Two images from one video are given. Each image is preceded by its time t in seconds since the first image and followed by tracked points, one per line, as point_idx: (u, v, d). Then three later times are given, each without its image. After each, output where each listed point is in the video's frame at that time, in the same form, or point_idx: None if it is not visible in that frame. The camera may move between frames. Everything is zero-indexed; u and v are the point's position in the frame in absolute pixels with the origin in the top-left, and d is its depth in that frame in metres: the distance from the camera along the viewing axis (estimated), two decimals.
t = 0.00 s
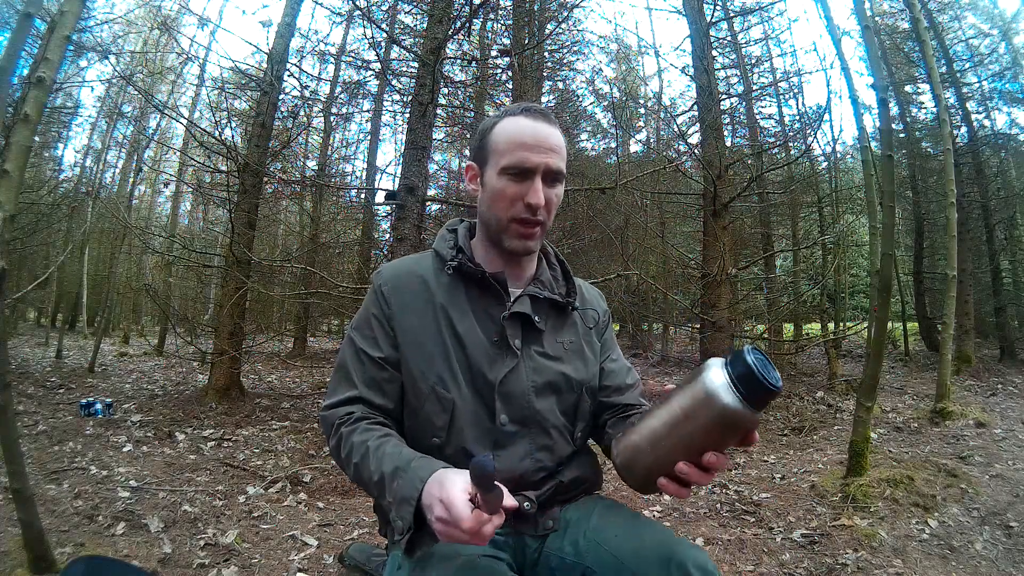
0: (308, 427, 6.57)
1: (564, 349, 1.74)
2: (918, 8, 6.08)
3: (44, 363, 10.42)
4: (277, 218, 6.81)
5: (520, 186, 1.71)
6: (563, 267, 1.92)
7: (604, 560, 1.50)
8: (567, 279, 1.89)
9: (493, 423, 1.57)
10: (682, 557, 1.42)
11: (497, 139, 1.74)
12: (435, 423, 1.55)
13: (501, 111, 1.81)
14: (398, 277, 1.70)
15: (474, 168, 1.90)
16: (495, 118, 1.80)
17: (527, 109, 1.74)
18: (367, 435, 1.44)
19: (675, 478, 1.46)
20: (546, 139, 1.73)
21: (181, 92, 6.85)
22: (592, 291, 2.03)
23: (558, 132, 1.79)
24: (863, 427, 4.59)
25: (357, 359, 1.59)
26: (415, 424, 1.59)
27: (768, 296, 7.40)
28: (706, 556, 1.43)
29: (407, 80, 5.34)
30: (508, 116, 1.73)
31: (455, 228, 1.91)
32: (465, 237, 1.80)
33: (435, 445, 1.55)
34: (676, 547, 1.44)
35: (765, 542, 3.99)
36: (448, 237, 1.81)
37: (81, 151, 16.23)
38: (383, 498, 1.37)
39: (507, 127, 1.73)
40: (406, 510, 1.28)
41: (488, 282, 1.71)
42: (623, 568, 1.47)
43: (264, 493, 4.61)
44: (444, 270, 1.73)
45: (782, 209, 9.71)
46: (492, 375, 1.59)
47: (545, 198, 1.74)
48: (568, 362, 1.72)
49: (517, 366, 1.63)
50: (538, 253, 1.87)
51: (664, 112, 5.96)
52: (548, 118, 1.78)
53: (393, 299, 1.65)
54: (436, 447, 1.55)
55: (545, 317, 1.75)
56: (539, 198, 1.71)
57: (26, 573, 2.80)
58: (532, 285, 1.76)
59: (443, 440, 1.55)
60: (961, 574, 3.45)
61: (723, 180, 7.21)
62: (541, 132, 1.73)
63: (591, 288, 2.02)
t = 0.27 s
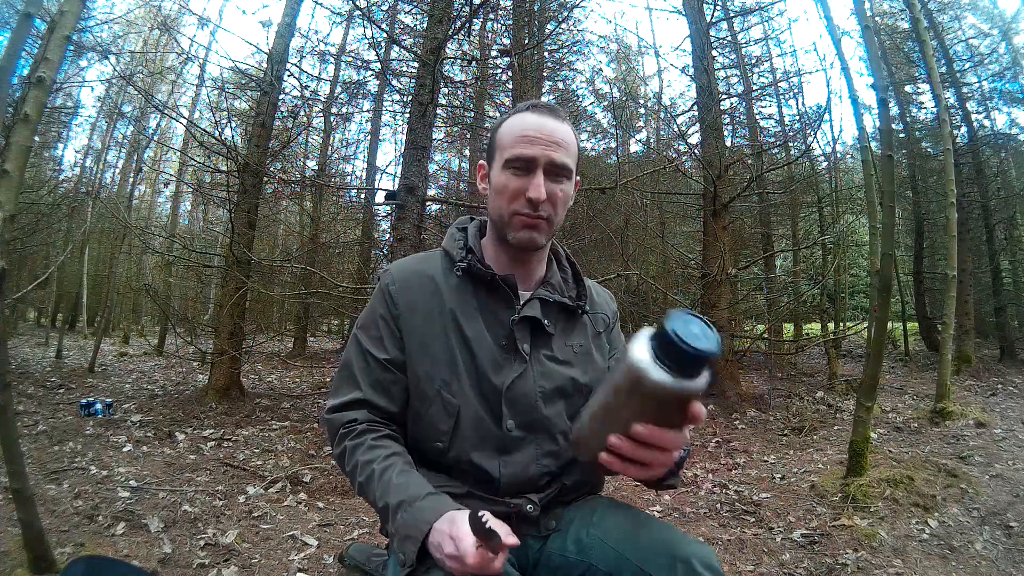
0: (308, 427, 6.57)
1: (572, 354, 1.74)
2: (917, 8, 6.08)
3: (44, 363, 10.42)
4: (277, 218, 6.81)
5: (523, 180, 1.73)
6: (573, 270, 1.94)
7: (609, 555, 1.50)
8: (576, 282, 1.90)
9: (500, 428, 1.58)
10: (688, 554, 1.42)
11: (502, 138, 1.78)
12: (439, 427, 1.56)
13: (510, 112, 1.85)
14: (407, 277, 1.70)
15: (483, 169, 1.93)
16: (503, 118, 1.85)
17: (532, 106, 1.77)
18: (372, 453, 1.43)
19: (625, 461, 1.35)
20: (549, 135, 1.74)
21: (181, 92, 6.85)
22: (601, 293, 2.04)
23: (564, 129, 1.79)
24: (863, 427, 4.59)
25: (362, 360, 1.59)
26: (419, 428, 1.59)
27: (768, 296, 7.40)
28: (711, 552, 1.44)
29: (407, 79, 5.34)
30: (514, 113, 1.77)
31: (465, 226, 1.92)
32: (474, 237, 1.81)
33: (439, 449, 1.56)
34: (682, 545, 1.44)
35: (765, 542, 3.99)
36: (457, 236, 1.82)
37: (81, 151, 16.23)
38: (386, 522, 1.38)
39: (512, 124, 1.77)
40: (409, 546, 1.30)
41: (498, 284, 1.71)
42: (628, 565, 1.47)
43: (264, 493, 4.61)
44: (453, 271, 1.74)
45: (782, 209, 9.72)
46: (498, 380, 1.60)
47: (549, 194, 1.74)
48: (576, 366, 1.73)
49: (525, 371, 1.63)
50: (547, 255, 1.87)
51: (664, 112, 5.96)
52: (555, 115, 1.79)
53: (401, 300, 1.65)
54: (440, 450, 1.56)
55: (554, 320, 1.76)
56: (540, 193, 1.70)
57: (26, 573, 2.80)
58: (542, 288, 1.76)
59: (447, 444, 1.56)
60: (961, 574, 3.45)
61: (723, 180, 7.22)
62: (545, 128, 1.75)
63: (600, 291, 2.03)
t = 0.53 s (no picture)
0: (308, 427, 6.57)
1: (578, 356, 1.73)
2: (918, 7, 6.08)
3: (44, 363, 10.43)
4: (277, 218, 6.81)
5: (527, 181, 1.72)
6: (581, 271, 1.94)
7: (612, 554, 1.50)
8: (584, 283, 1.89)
9: (502, 430, 1.58)
10: (691, 552, 1.43)
11: (507, 137, 1.77)
12: (441, 427, 1.57)
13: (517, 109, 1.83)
14: (413, 277, 1.71)
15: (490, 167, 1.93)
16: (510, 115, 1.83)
17: (537, 105, 1.75)
18: (371, 448, 1.43)
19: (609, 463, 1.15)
20: (553, 135, 1.72)
21: (181, 92, 6.85)
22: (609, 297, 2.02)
23: (570, 127, 1.77)
24: (863, 427, 4.59)
25: (366, 359, 1.60)
26: (421, 429, 1.60)
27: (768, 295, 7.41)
28: (714, 552, 1.45)
29: (407, 80, 5.34)
30: (519, 112, 1.76)
31: (472, 226, 1.92)
32: (480, 237, 1.82)
33: (440, 450, 1.56)
34: (686, 544, 1.45)
35: (765, 542, 3.99)
36: (464, 235, 1.83)
37: (81, 151, 16.23)
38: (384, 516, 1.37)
39: (516, 124, 1.76)
40: (406, 538, 1.28)
41: (503, 285, 1.71)
42: (630, 563, 1.48)
43: (264, 494, 4.61)
44: (458, 271, 1.74)
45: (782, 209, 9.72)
46: (502, 381, 1.60)
47: (553, 196, 1.72)
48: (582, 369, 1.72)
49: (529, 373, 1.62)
50: (555, 254, 1.86)
51: (664, 112, 5.96)
52: (561, 113, 1.77)
53: (405, 300, 1.66)
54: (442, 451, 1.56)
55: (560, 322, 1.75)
56: (543, 195, 1.69)
57: (26, 573, 2.80)
58: (548, 290, 1.76)
59: (449, 445, 1.56)
60: (961, 574, 3.45)
61: (723, 180, 7.22)
62: (549, 129, 1.72)
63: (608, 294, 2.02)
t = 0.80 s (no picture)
0: (308, 427, 6.57)
1: (579, 355, 1.74)
2: (918, 7, 6.08)
3: (44, 363, 10.42)
4: (278, 218, 6.81)
5: (521, 191, 1.70)
6: (582, 270, 1.93)
7: (611, 554, 1.51)
8: (585, 282, 1.90)
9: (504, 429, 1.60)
10: (690, 553, 1.44)
11: (502, 141, 1.74)
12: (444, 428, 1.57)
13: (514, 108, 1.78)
14: (416, 275, 1.72)
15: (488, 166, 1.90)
16: (506, 116, 1.78)
17: (532, 108, 1.70)
18: (371, 406, 1.50)
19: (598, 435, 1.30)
20: (547, 142, 1.67)
21: (181, 93, 6.85)
22: (610, 295, 2.03)
23: (566, 131, 1.71)
24: (863, 427, 4.59)
25: (369, 354, 1.61)
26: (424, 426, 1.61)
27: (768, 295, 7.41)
28: (713, 551, 1.46)
29: (408, 80, 5.34)
30: (515, 115, 1.71)
31: (473, 225, 1.91)
32: (481, 237, 1.81)
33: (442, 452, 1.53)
34: (685, 545, 1.46)
35: (765, 542, 3.99)
36: (465, 236, 1.82)
37: (81, 152, 16.23)
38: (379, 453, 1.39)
39: (511, 128, 1.71)
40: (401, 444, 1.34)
41: (505, 285, 1.72)
42: (629, 565, 1.48)
43: (264, 493, 4.61)
44: (460, 270, 1.74)
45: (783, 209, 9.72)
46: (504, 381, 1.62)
47: (548, 204, 1.71)
48: (583, 368, 1.73)
49: (531, 372, 1.65)
50: (554, 255, 1.86)
51: (664, 111, 5.96)
52: (558, 116, 1.71)
53: (408, 298, 1.67)
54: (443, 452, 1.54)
55: (562, 322, 1.75)
56: (536, 206, 1.69)
57: (26, 573, 2.79)
58: (550, 289, 1.76)
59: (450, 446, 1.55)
60: (961, 574, 3.45)
61: (723, 180, 7.22)
62: (543, 135, 1.68)
63: (610, 293, 2.02)
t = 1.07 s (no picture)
0: (308, 427, 6.57)
1: (577, 353, 1.74)
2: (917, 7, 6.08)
3: (44, 363, 10.42)
4: (278, 218, 6.81)
5: (516, 196, 1.69)
6: (578, 268, 1.93)
7: (612, 554, 1.51)
8: (581, 280, 1.90)
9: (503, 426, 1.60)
10: (691, 554, 1.45)
11: (498, 145, 1.72)
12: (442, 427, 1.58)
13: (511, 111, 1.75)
14: (413, 274, 1.72)
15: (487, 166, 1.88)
16: (504, 118, 1.74)
17: (528, 112, 1.67)
18: (370, 413, 1.47)
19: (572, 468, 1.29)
20: (543, 149, 1.65)
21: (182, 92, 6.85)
22: (607, 293, 2.03)
23: (563, 136, 1.69)
24: (863, 427, 4.59)
25: (367, 352, 1.61)
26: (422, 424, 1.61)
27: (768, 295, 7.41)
28: (713, 551, 1.47)
29: (408, 80, 5.34)
30: (512, 119, 1.68)
31: (469, 226, 1.92)
32: (478, 237, 1.81)
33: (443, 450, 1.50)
34: (686, 545, 1.47)
35: (765, 542, 3.99)
36: (461, 236, 1.83)
37: (81, 152, 16.23)
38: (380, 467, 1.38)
39: (506, 133, 1.69)
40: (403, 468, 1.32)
41: (502, 284, 1.72)
42: (630, 565, 1.47)
43: (264, 494, 4.61)
44: (457, 269, 1.75)
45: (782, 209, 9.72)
46: (502, 378, 1.62)
47: (543, 210, 1.71)
48: (580, 366, 1.73)
49: (529, 371, 1.65)
50: (551, 255, 1.86)
51: (664, 111, 5.96)
52: (554, 121, 1.68)
53: (407, 297, 1.67)
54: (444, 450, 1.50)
55: (559, 320, 1.76)
56: (531, 213, 1.68)
57: (26, 573, 2.79)
58: (546, 288, 1.77)
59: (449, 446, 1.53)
60: (961, 574, 3.45)
61: (723, 180, 7.22)
62: (540, 141, 1.65)
63: (607, 291, 2.02)
